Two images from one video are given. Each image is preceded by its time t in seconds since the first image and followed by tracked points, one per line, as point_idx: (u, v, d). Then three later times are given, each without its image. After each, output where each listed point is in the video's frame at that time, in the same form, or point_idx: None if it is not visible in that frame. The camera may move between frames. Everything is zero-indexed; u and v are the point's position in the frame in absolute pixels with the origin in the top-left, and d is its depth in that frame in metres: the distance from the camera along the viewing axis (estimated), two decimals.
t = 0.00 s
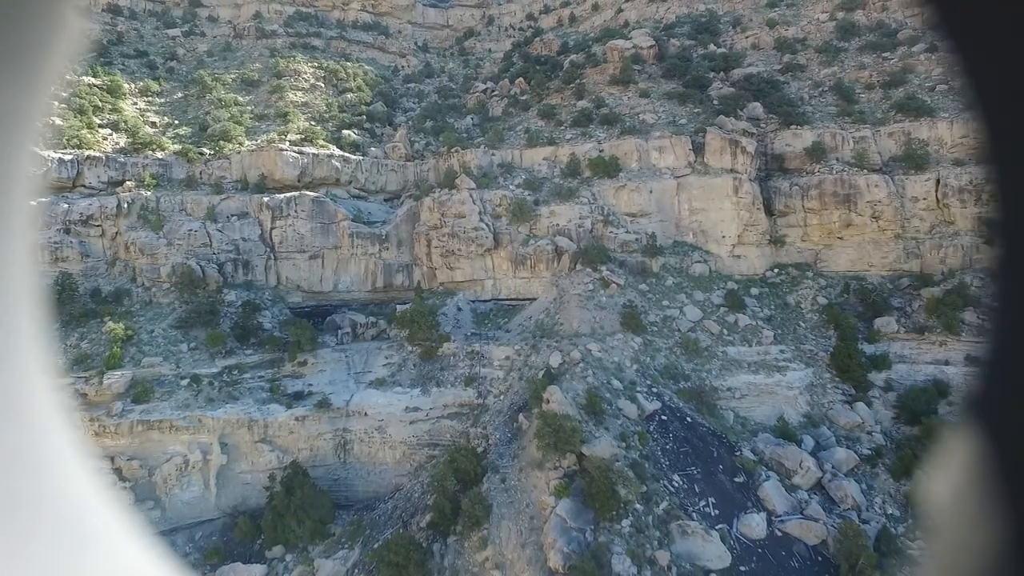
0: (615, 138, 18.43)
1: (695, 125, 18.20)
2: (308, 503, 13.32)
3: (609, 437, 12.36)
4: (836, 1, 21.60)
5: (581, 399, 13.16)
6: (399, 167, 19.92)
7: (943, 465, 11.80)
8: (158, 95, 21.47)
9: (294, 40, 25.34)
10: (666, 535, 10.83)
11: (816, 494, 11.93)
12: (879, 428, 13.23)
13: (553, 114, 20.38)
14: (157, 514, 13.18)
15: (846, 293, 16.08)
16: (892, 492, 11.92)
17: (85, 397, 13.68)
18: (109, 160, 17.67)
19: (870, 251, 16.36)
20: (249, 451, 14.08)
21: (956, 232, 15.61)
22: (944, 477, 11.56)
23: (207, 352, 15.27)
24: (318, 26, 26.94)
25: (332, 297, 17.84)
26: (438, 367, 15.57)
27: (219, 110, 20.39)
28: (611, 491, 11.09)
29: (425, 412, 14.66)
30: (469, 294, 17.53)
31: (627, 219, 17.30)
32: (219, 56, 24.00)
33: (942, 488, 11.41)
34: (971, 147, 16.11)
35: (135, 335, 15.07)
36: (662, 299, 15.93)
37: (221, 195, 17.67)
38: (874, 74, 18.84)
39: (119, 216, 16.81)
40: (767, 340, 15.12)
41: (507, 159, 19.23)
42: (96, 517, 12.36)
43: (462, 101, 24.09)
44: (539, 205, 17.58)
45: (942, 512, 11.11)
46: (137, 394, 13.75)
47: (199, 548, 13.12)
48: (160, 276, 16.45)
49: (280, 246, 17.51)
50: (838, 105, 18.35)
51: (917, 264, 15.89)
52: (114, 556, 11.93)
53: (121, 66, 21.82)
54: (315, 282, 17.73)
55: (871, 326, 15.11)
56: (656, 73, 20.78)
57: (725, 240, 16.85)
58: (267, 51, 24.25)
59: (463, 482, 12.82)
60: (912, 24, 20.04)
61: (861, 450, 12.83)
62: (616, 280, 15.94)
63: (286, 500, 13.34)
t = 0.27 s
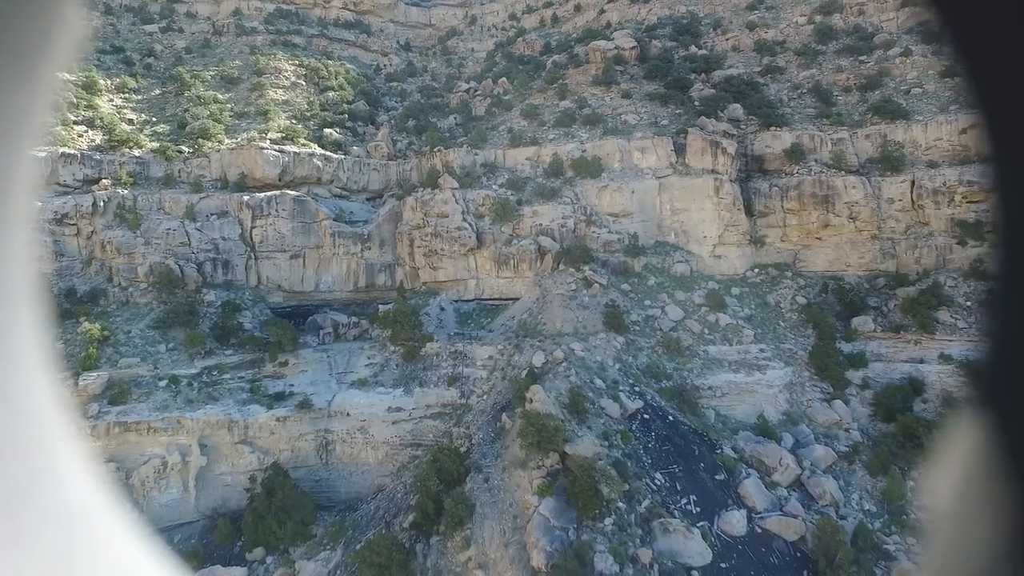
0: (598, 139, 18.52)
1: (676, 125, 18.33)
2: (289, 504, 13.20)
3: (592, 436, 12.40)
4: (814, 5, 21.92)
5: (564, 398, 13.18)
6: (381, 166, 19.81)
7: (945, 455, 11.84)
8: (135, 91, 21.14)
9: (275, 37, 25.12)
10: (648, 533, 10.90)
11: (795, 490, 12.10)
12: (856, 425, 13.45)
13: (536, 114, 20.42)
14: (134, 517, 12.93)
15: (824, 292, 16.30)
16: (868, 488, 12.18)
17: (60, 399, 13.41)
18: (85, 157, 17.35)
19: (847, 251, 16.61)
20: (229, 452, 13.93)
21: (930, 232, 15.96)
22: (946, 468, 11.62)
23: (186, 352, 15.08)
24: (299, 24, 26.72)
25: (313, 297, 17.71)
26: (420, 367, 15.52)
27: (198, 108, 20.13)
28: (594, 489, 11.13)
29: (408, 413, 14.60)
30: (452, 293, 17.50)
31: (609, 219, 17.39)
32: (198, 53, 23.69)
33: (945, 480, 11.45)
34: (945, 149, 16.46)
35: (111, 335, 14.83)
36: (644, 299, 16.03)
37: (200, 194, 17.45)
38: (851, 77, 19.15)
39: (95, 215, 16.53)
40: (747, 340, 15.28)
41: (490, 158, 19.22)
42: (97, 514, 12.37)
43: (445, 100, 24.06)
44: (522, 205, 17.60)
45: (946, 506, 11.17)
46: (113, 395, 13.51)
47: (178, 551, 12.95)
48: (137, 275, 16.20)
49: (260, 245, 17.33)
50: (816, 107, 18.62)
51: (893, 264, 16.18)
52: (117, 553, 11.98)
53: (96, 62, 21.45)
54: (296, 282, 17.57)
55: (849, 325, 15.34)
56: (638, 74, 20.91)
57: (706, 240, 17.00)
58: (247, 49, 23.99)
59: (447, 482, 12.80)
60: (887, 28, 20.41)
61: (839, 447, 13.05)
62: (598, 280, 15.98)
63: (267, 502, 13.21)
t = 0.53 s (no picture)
0: (584, 139, 18.58)
1: (662, 126, 18.44)
2: (274, 506, 13.10)
3: (579, 436, 12.40)
4: (798, 8, 22.16)
5: (551, 398, 13.19)
6: (367, 166, 19.72)
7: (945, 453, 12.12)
8: (116, 89, 20.89)
9: (259, 36, 24.94)
10: (634, 532, 10.95)
11: (779, 489, 12.21)
12: (839, 424, 13.62)
13: (522, 114, 20.44)
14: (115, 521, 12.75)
15: (807, 292, 16.46)
16: (851, 485, 12.41)
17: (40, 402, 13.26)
18: (65, 156, 17.13)
19: (830, 251, 16.78)
20: (213, 454, 13.80)
21: (911, 233, 16.18)
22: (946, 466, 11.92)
23: (169, 353, 14.92)
24: (284, 22, 26.55)
25: (299, 297, 17.59)
26: (407, 368, 15.47)
27: (181, 106, 19.94)
28: (581, 489, 11.15)
29: (395, 413, 14.56)
30: (439, 294, 17.46)
31: (596, 220, 17.45)
32: (181, 51, 23.45)
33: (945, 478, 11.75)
34: (925, 151, 16.74)
35: (92, 337, 14.66)
36: (630, 299, 16.10)
37: (183, 194, 17.27)
38: (834, 80, 19.39)
39: (75, 215, 16.32)
40: (732, 339, 15.39)
41: (476, 159, 19.21)
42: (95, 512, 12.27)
43: (431, 100, 24.02)
44: (509, 205, 17.61)
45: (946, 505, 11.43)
46: (94, 397, 13.40)
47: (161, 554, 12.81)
48: (118, 275, 16.03)
49: (245, 245, 17.18)
50: (800, 109, 18.81)
51: (875, 264, 16.40)
52: (118, 552, 11.89)
53: (77, 60, 21.16)
54: (281, 282, 17.45)
55: (832, 325, 15.51)
56: (624, 75, 21.00)
57: (692, 240, 17.11)
58: (231, 47, 23.79)
59: (433, 482, 12.76)
60: (869, 32, 20.68)
61: (822, 445, 13.19)
62: (585, 280, 16.01)
63: (251, 504, 13.10)
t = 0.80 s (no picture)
0: (572, 139, 18.62)
1: (650, 127, 18.51)
2: (261, 508, 13.02)
3: (567, 436, 12.42)
4: (784, 9, 22.35)
5: (540, 398, 13.20)
6: (355, 165, 19.63)
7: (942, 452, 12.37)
8: (101, 87, 20.68)
9: (246, 34, 24.78)
10: (622, 531, 11.00)
11: (766, 487, 12.29)
12: (825, 422, 13.76)
13: (511, 114, 20.45)
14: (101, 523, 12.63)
15: (793, 292, 16.56)
16: (835, 484, 12.54)
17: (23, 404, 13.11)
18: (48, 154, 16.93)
19: (816, 252, 16.89)
20: (199, 456, 13.69)
21: (895, 233, 16.39)
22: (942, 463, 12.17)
23: (154, 354, 14.78)
24: (271, 21, 26.39)
25: (286, 297, 17.49)
26: (395, 368, 15.42)
27: (166, 105, 19.77)
28: (569, 488, 11.18)
29: (383, 414, 14.52)
30: (427, 294, 17.42)
31: (584, 220, 17.50)
32: (166, 49, 23.24)
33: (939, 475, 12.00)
34: (908, 153, 16.96)
35: (76, 337, 14.49)
36: (618, 299, 16.16)
37: (169, 193, 17.13)
38: (819, 81, 19.57)
39: (58, 214, 16.09)
40: (719, 339, 15.48)
41: (465, 158, 19.18)
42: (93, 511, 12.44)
43: (419, 99, 23.97)
44: (498, 205, 17.61)
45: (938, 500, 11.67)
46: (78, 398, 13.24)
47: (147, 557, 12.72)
48: (103, 275, 15.86)
49: (231, 244, 17.05)
50: (786, 110, 18.97)
51: (860, 264, 16.52)
52: (118, 553, 12.11)
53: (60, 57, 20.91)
54: (268, 282, 17.33)
55: (817, 324, 15.63)
56: (613, 75, 21.08)
57: (680, 240, 17.19)
58: (217, 45, 23.62)
59: (422, 482, 12.74)
60: (853, 34, 20.91)
61: (808, 444, 13.31)
62: (573, 280, 16.05)
63: (238, 506, 13.03)
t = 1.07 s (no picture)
0: (560, 139, 18.66)
1: (637, 127, 18.59)
2: (246, 509, 12.93)
3: (554, 435, 12.43)
4: (769, 12, 22.55)
5: (527, 397, 13.21)
6: (342, 164, 19.54)
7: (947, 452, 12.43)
8: (83, 84, 20.42)
9: (231, 32, 24.60)
10: (609, 530, 11.04)
11: (751, 485, 12.39)
12: (809, 421, 13.89)
13: (498, 114, 20.45)
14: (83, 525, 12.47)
15: (778, 292, 16.69)
16: (819, 481, 12.68)
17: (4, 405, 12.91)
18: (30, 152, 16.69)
19: (800, 252, 17.02)
20: (184, 457, 13.57)
21: (878, 234, 16.62)
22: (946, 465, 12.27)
23: (137, 354, 14.63)
24: (257, 19, 26.22)
25: (272, 297, 17.37)
26: (383, 368, 15.37)
27: (150, 102, 19.59)
28: (557, 488, 11.21)
29: (370, 414, 14.47)
30: (415, 293, 17.38)
31: (572, 219, 17.54)
32: (150, 46, 23.00)
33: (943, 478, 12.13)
34: (890, 154, 17.27)
35: (56, 338, 14.30)
36: (605, 298, 16.21)
37: (153, 191, 16.97)
38: (804, 83, 19.77)
39: (39, 212, 15.85)
40: (705, 338, 15.58)
41: (453, 158, 19.16)
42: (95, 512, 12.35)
43: (407, 99, 23.92)
44: (485, 204, 17.61)
45: (940, 503, 11.87)
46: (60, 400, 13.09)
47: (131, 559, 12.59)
48: (85, 275, 15.64)
49: (216, 243, 16.91)
50: (771, 111, 19.15)
51: (843, 264, 16.68)
52: (118, 552, 12.01)
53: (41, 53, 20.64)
54: (254, 281, 17.20)
55: (802, 323, 15.77)
56: (600, 75, 21.16)
57: (667, 240, 17.28)
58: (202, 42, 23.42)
59: (409, 482, 12.70)
60: (838, 37, 21.15)
61: (792, 442, 13.43)
62: (561, 280, 16.09)
63: (223, 507, 12.93)
